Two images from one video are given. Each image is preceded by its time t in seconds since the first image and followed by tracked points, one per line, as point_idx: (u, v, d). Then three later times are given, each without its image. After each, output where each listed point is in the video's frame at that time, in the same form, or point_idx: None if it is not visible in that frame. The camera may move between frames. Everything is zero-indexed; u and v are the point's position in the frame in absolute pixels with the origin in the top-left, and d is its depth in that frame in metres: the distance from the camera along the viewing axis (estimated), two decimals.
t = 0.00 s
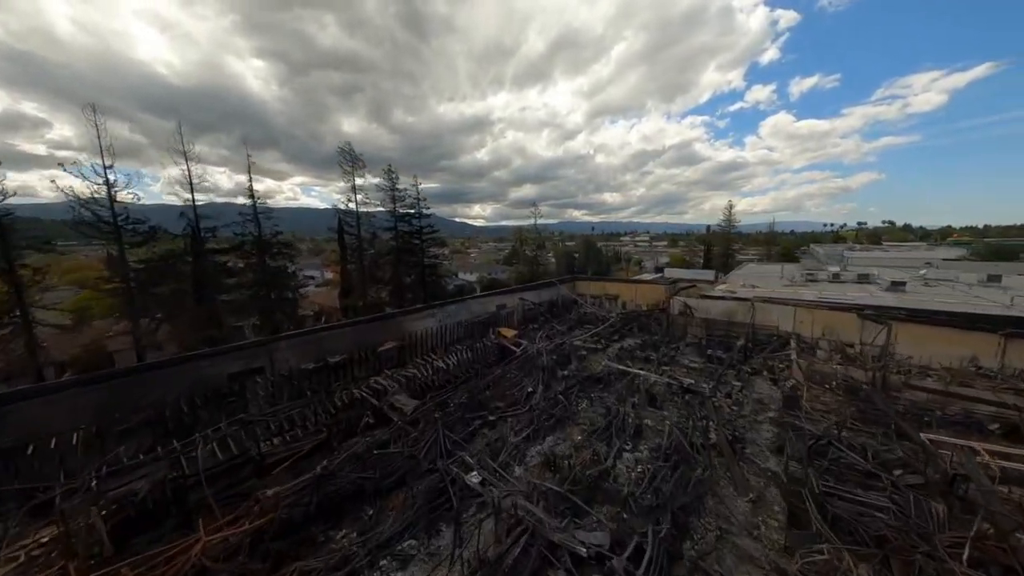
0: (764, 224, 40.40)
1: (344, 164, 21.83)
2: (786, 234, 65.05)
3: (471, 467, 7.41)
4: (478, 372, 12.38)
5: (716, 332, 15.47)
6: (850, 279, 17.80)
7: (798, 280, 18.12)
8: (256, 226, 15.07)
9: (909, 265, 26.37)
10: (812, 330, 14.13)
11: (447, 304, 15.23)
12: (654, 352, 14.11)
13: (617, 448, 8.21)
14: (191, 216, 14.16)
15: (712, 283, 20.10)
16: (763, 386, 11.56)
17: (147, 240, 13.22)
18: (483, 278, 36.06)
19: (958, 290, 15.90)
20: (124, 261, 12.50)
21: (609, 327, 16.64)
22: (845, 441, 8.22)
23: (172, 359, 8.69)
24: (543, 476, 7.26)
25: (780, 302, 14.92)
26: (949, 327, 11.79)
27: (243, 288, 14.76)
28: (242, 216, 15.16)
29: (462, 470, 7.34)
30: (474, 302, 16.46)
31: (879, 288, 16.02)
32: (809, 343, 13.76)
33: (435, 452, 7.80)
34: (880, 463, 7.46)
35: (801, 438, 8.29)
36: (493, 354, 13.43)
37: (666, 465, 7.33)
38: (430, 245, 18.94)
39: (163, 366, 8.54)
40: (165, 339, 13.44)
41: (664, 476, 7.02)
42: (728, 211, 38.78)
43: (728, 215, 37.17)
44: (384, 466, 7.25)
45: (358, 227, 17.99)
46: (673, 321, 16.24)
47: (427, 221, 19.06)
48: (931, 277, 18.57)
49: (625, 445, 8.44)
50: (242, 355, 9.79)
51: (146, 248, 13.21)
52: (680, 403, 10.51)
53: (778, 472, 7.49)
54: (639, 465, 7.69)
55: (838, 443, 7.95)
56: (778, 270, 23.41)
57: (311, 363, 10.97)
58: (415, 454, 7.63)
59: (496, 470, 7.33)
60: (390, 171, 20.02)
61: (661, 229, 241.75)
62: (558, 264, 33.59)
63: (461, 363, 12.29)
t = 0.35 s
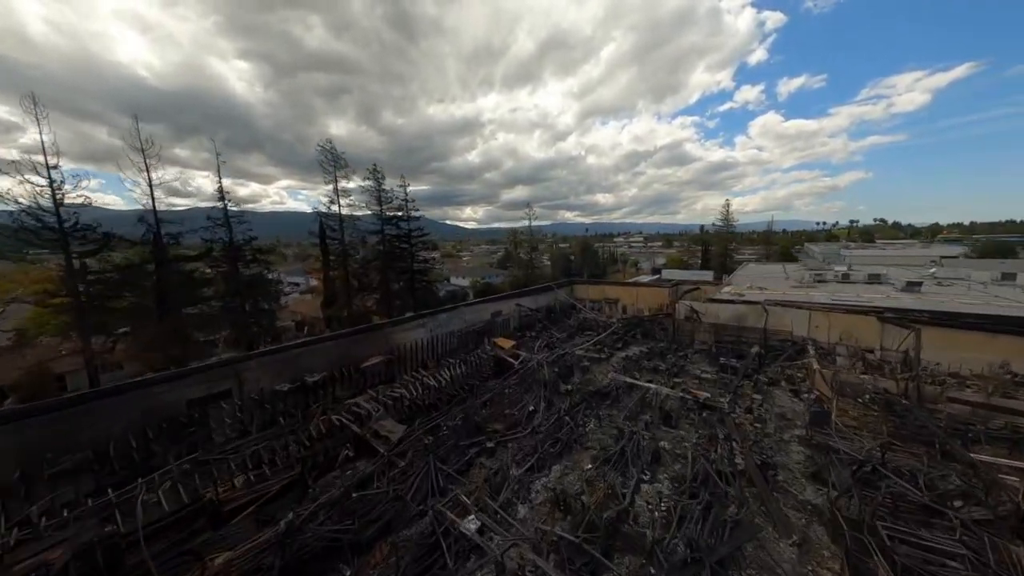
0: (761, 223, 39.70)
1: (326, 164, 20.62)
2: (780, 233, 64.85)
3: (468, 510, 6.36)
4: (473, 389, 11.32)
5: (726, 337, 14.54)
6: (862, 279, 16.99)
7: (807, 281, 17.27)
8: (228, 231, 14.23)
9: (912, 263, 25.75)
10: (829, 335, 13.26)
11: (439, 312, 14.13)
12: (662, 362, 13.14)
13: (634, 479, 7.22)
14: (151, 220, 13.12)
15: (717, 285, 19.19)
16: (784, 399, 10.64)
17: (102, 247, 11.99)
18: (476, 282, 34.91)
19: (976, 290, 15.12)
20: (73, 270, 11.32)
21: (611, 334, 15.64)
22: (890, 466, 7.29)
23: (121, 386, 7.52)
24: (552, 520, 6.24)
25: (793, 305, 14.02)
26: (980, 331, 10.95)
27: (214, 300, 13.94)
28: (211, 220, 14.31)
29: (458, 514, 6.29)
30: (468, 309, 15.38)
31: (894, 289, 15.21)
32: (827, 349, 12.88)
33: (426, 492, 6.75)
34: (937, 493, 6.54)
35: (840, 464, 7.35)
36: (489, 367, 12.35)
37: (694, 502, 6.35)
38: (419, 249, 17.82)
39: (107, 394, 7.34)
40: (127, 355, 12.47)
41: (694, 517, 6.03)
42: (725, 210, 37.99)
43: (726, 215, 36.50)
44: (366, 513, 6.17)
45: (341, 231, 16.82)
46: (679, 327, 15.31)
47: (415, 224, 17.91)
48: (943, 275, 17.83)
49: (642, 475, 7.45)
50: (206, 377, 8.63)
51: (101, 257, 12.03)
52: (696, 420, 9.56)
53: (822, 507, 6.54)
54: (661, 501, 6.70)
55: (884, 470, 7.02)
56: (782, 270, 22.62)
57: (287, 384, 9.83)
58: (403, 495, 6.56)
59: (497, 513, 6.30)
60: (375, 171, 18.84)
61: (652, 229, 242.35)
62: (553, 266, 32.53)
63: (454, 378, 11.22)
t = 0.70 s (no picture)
0: (757, 222, 39.18)
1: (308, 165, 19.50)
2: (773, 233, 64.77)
3: (466, 559, 5.42)
4: (468, 406, 10.35)
5: (736, 343, 13.74)
6: (871, 279, 16.31)
7: (815, 282, 16.55)
8: (196, 235, 13.18)
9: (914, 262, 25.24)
10: (844, 340, 12.51)
11: (429, 321, 13.15)
12: (669, 371, 12.30)
13: (655, 515, 6.34)
14: (104, 224, 11.99)
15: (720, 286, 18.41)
16: (805, 411, 9.85)
17: (48, 255, 11.14)
18: (469, 287, 33.90)
19: (992, 288, 14.47)
20: (11, 282, 10.25)
21: (613, 341, 14.76)
22: (940, 492, 6.49)
23: (60, 416, 6.47)
24: (565, 570, 5.33)
25: (805, 307, 13.24)
26: (1009, 334, 10.24)
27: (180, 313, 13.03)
28: (177, 225, 13.05)
29: (454, 566, 5.34)
30: (462, 317, 14.41)
31: (907, 289, 14.52)
32: (844, 354, 12.13)
33: (416, 539, 5.80)
34: (1001, 527, 5.74)
35: (884, 492, 6.55)
36: (486, 381, 11.40)
37: (727, 546, 5.50)
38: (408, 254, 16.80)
39: (39, 428, 6.27)
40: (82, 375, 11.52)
41: (731, 566, 5.17)
42: (720, 210, 37.40)
43: (722, 215, 35.92)
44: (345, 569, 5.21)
45: (323, 235, 15.74)
46: (685, 332, 14.50)
47: (403, 226, 16.90)
48: (952, 274, 17.22)
49: (663, 508, 6.58)
50: (163, 404, 7.58)
51: (46, 266, 11.07)
52: (715, 439, 8.74)
53: (873, 547, 5.71)
54: (689, 543, 5.82)
55: (936, 499, 6.23)
56: (784, 270, 21.95)
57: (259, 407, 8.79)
58: (389, 544, 5.61)
59: (500, 564, 5.36)
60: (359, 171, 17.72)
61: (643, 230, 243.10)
62: (547, 269, 31.62)
63: (448, 395, 10.26)
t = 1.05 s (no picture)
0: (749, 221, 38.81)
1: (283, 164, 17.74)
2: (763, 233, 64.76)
3: None
4: (462, 428, 9.32)
5: (745, 349, 12.91)
6: (879, 278, 15.65)
7: (822, 281, 15.83)
8: (154, 242, 12.31)
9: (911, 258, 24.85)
10: (862, 344, 11.74)
11: (418, 332, 12.12)
12: (679, 382, 11.41)
13: (686, 564, 5.38)
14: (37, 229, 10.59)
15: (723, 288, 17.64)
16: (832, 426, 9.02)
17: None
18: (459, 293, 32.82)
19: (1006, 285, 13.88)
20: None
21: (614, 349, 13.86)
22: (1009, 526, 5.65)
23: None
24: None
25: (819, 310, 12.43)
26: None
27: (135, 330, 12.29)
28: (131, 231, 12.19)
29: None
30: (453, 326, 13.41)
31: (920, 288, 13.86)
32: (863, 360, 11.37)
33: None
34: None
35: (947, 527, 5.68)
36: (481, 398, 10.38)
37: None
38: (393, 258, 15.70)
39: None
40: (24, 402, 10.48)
41: None
42: (713, 210, 36.88)
43: (715, 214, 35.39)
44: None
45: (300, 239, 14.48)
46: (691, 338, 13.65)
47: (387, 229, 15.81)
48: (958, 270, 16.69)
49: (695, 553, 5.63)
50: (101, 441, 6.44)
51: None
52: (740, 462, 7.84)
53: None
54: None
55: (1009, 536, 5.38)
56: (785, 270, 21.29)
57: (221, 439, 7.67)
58: None
59: None
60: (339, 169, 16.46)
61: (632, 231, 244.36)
62: (539, 272, 30.66)
63: (439, 417, 9.22)
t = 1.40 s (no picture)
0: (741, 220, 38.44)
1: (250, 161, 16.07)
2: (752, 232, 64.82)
3: None
4: (457, 452, 8.38)
5: (755, 355, 12.21)
6: (886, 276, 15.10)
7: (828, 281, 15.21)
8: (105, 249, 11.22)
9: (908, 256, 24.51)
10: (879, 348, 11.06)
11: (405, 343, 11.17)
12: (689, 393, 10.63)
13: None
14: None
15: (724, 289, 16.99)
16: (860, 440, 8.30)
17: None
18: (449, 298, 31.80)
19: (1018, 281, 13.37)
20: None
21: (616, 357, 13.07)
22: None
23: None
24: None
25: (832, 312, 11.71)
26: None
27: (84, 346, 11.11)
28: (79, 236, 11.09)
29: None
30: (444, 335, 12.48)
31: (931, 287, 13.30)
32: (881, 365, 10.70)
33: None
34: None
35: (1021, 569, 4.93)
36: (477, 415, 9.46)
37: None
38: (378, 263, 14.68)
39: None
40: None
41: None
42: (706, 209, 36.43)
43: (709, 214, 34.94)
44: None
45: (275, 243, 13.27)
46: (698, 345, 12.92)
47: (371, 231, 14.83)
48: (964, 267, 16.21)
49: None
50: (22, 489, 5.37)
51: None
52: (768, 486, 7.05)
53: None
54: None
55: None
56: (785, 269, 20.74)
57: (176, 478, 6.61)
58: None
59: None
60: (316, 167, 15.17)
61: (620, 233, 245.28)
62: (532, 275, 29.81)
63: (431, 440, 8.27)
